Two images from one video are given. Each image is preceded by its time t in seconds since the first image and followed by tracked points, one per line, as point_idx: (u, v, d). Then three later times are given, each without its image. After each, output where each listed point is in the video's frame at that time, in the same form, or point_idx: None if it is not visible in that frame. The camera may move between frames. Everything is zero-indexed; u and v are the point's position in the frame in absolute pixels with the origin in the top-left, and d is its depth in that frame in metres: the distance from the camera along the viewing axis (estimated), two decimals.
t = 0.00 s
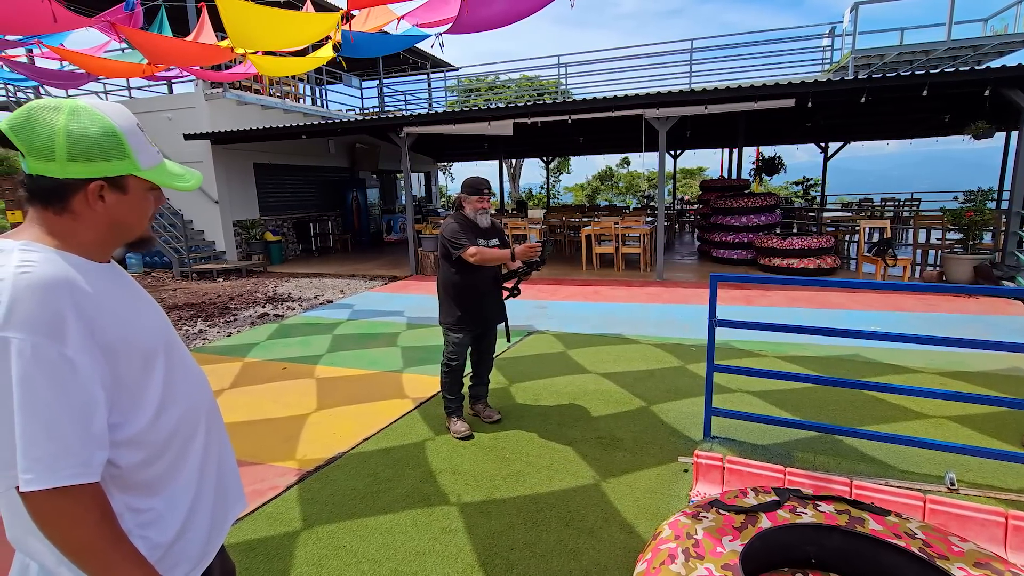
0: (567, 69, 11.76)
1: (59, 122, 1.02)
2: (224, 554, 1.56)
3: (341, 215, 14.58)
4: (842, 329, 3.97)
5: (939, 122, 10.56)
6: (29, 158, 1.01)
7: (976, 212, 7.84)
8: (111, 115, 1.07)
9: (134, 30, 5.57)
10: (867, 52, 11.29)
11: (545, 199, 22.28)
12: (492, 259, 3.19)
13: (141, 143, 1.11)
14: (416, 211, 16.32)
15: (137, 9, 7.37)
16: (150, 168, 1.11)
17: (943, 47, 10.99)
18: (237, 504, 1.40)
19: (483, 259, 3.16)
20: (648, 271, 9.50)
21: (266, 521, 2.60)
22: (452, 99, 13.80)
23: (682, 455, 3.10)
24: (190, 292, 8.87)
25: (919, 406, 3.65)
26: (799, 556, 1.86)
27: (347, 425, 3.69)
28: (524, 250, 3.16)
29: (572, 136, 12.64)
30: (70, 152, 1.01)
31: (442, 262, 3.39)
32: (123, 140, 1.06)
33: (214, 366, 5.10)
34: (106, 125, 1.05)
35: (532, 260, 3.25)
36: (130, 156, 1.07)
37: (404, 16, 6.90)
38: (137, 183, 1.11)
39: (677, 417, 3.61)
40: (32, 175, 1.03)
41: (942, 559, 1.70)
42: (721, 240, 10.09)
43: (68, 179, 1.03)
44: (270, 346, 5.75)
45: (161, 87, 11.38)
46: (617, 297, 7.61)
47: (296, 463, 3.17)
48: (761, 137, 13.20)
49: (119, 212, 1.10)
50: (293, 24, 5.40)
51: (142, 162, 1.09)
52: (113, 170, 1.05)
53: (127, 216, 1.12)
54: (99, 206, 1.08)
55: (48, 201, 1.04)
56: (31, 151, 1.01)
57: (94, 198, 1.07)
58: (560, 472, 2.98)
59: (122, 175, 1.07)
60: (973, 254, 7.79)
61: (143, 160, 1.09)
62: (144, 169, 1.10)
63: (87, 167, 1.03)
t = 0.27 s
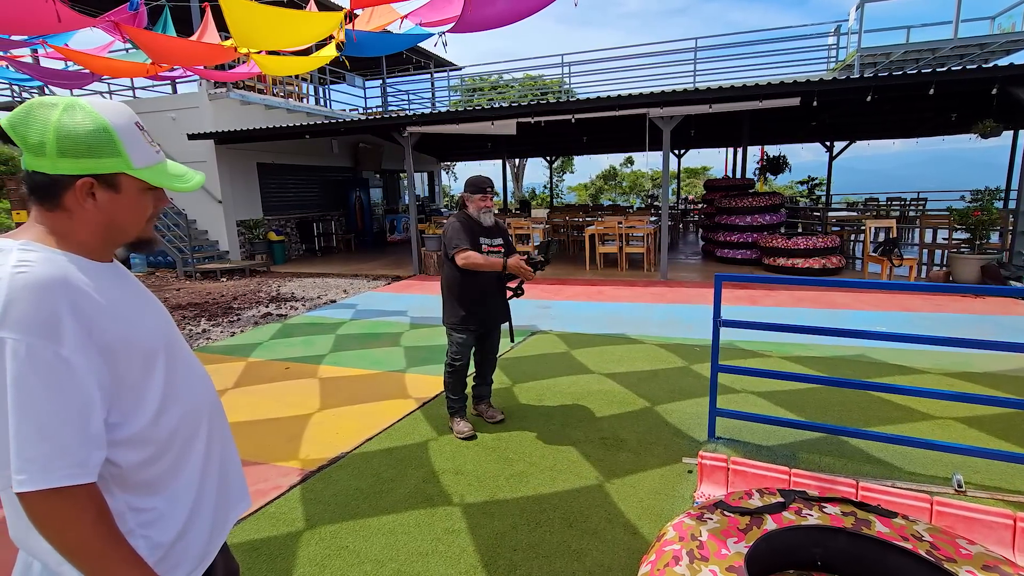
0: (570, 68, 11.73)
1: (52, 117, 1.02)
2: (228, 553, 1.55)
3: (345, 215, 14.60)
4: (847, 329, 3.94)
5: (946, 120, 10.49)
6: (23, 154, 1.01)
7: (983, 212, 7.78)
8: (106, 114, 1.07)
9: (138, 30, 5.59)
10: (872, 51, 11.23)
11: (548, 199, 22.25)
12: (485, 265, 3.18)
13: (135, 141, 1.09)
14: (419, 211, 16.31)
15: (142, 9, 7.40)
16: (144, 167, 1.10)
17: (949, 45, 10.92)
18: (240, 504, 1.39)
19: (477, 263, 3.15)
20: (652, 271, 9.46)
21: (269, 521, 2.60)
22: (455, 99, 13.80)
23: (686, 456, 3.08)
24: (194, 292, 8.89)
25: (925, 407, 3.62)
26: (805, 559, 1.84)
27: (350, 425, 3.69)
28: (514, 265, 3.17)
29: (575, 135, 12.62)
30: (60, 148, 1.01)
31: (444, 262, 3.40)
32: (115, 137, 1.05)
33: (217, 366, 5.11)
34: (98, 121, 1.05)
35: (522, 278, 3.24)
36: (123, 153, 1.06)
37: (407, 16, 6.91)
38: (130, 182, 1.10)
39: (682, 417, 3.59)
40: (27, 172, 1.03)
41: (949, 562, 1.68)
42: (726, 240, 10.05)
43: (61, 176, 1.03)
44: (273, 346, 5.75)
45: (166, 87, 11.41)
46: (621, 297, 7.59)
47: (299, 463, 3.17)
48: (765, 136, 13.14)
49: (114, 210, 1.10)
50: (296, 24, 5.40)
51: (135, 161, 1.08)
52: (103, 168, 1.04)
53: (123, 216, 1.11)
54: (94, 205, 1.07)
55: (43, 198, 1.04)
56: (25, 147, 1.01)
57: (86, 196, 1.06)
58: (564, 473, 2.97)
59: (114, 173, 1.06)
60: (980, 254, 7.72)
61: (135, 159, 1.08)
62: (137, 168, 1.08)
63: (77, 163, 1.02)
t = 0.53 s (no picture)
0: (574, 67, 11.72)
1: (52, 117, 1.01)
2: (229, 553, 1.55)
3: (348, 215, 14.61)
4: (853, 329, 3.92)
5: (952, 119, 10.42)
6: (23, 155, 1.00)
7: (990, 211, 7.71)
8: (106, 114, 1.06)
9: (142, 31, 5.61)
10: (878, 49, 11.17)
11: (552, 199, 22.23)
12: (476, 271, 3.19)
13: (135, 141, 1.09)
14: (422, 210, 16.32)
15: (146, 10, 7.42)
16: (145, 167, 1.09)
17: (956, 43, 10.85)
18: (241, 504, 1.38)
19: (469, 268, 3.17)
20: (656, 271, 9.43)
21: (272, 521, 2.60)
22: (458, 98, 13.80)
23: (690, 457, 3.06)
24: (198, 292, 8.91)
25: (932, 407, 3.59)
26: (810, 561, 1.82)
27: (353, 425, 3.69)
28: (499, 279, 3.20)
29: (579, 135, 12.59)
30: (61, 149, 1.00)
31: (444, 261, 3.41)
32: (115, 137, 1.05)
33: (221, 366, 5.12)
34: (98, 121, 1.04)
35: (510, 288, 3.26)
36: (123, 153, 1.05)
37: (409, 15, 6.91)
38: (130, 182, 1.09)
39: (686, 418, 3.57)
40: (27, 172, 1.02)
41: (956, 565, 1.67)
42: (730, 239, 10.01)
43: (61, 177, 1.02)
44: (277, 346, 5.76)
45: (170, 87, 11.45)
46: (624, 297, 7.56)
47: (303, 464, 3.17)
48: (770, 135, 13.08)
49: (115, 211, 1.09)
50: (299, 23, 5.40)
51: (136, 161, 1.07)
52: (105, 168, 1.04)
53: (124, 215, 1.10)
54: (94, 206, 1.06)
55: (44, 200, 1.03)
56: (25, 148, 1.00)
57: (87, 197, 1.05)
58: (567, 473, 2.95)
59: (115, 173, 1.06)
60: (988, 253, 7.66)
61: (136, 159, 1.07)
62: (138, 168, 1.08)
63: (78, 164, 1.01)
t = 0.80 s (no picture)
0: (576, 67, 11.71)
1: (55, 121, 1.01)
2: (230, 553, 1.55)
3: (351, 215, 14.63)
4: (857, 329, 3.90)
5: (957, 117, 10.36)
6: (26, 159, 1.00)
7: (995, 209, 7.67)
8: (109, 115, 1.06)
9: (145, 32, 5.63)
10: (882, 47, 11.12)
11: (555, 198, 22.22)
12: (476, 272, 3.19)
13: (138, 142, 1.09)
14: (425, 211, 16.33)
15: (149, 12, 7.45)
16: (149, 168, 1.10)
17: (960, 40, 10.79)
18: (240, 506, 1.38)
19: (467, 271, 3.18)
20: (658, 271, 9.41)
21: (274, 522, 2.60)
22: (461, 98, 13.81)
23: (693, 457, 3.05)
24: (202, 293, 8.93)
25: (937, 408, 3.57)
26: (814, 563, 1.80)
27: (355, 426, 3.69)
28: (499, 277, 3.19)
29: (581, 134, 12.58)
30: (66, 152, 1.00)
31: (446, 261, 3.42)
32: (120, 140, 1.05)
33: (224, 367, 5.13)
34: (102, 123, 1.04)
35: (511, 286, 3.26)
36: (128, 155, 1.06)
37: (411, 16, 6.91)
38: (132, 184, 1.09)
39: (689, 418, 3.56)
40: (30, 176, 1.02)
41: (961, 566, 1.65)
42: (733, 239, 9.98)
43: (63, 181, 1.02)
44: (280, 346, 5.77)
45: (173, 88, 11.49)
46: (627, 297, 7.55)
47: (305, 464, 3.17)
48: (773, 134, 13.04)
49: (117, 213, 1.09)
50: (301, 24, 5.40)
51: (140, 162, 1.07)
52: (111, 171, 1.04)
53: (127, 216, 1.11)
54: (98, 210, 1.07)
55: (47, 204, 1.03)
56: (29, 154, 1.00)
57: (91, 199, 1.05)
58: (570, 474, 2.95)
59: (120, 175, 1.06)
60: (993, 252, 7.61)
61: (140, 160, 1.07)
62: (142, 169, 1.08)
63: (83, 167, 1.01)
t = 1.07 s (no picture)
0: (578, 66, 11.70)
1: (57, 123, 1.01)
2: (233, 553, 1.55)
3: (354, 215, 14.65)
4: (861, 329, 3.88)
5: (961, 115, 10.32)
6: (29, 161, 1.00)
7: (999, 208, 7.64)
8: (110, 116, 1.06)
9: (148, 34, 5.64)
10: (885, 45, 11.09)
11: (557, 198, 22.20)
12: (485, 275, 3.13)
13: (140, 142, 1.09)
14: (427, 211, 16.34)
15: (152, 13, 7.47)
16: (151, 168, 1.10)
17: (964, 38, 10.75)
18: (243, 506, 1.38)
19: (477, 272, 3.12)
20: (661, 270, 9.39)
21: (277, 522, 2.60)
22: (462, 98, 13.82)
23: (696, 457, 3.04)
24: (205, 293, 8.96)
25: (941, 407, 3.55)
26: (817, 563, 1.80)
27: (358, 426, 3.69)
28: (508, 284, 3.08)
29: (583, 134, 12.57)
30: (69, 154, 1.00)
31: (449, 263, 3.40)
32: (122, 141, 1.05)
33: (227, 367, 5.14)
34: (104, 124, 1.04)
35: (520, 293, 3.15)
36: (130, 155, 1.06)
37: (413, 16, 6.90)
38: (135, 184, 1.10)
39: (692, 418, 3.56)
40: (32, 178, 1.02)
41: (966, 566, 1.64)
42: (736, 238, 9.95)
43: (66, 182, 1.02)
44: (283, 346, 5.78)
45: (176, 89, 11.52)
46: (630, 296, 7.54)
47: (308, 464, 3.18)
48: (776, 133, 13.00)
49: (120, 213, 1.09)
50: (304, 24, 5.41)
51: (142, 162, 1.08)
52: (114, 172, 1.04)
53: (130, 217, 1.11)
54: (101, 211, 1.07)
55: (51, 205, 1.03)
56: (31, 155, 1.00)
57: (95, 200, 1.05)
58: (572, 474, 2.94)
59: (123, 176, 1.06)
60: (997, 251, 7.58)
61: (142, 160, 1.08)
62: (144, 169, 1.08)
63: (87, 168, 1.02)
